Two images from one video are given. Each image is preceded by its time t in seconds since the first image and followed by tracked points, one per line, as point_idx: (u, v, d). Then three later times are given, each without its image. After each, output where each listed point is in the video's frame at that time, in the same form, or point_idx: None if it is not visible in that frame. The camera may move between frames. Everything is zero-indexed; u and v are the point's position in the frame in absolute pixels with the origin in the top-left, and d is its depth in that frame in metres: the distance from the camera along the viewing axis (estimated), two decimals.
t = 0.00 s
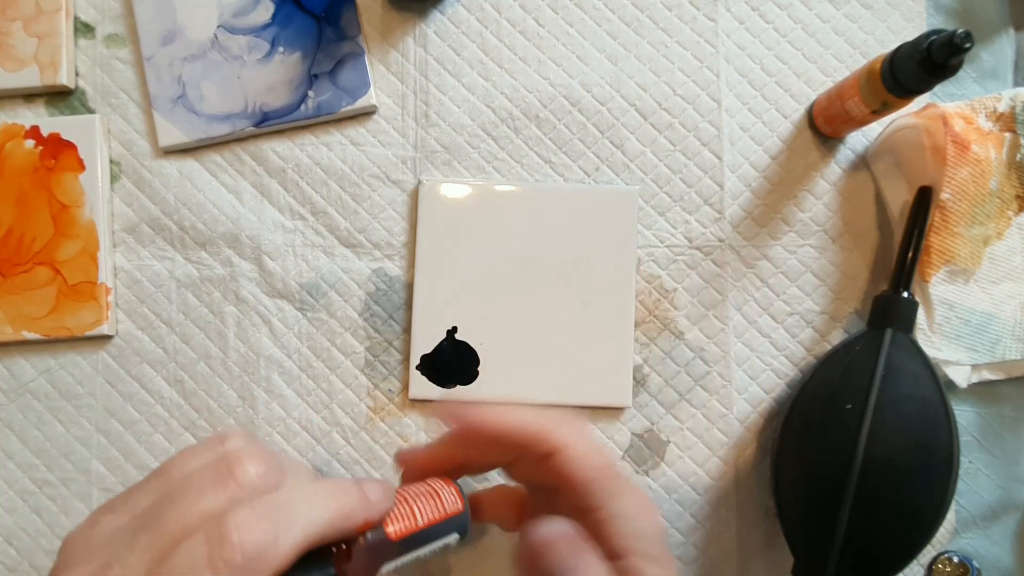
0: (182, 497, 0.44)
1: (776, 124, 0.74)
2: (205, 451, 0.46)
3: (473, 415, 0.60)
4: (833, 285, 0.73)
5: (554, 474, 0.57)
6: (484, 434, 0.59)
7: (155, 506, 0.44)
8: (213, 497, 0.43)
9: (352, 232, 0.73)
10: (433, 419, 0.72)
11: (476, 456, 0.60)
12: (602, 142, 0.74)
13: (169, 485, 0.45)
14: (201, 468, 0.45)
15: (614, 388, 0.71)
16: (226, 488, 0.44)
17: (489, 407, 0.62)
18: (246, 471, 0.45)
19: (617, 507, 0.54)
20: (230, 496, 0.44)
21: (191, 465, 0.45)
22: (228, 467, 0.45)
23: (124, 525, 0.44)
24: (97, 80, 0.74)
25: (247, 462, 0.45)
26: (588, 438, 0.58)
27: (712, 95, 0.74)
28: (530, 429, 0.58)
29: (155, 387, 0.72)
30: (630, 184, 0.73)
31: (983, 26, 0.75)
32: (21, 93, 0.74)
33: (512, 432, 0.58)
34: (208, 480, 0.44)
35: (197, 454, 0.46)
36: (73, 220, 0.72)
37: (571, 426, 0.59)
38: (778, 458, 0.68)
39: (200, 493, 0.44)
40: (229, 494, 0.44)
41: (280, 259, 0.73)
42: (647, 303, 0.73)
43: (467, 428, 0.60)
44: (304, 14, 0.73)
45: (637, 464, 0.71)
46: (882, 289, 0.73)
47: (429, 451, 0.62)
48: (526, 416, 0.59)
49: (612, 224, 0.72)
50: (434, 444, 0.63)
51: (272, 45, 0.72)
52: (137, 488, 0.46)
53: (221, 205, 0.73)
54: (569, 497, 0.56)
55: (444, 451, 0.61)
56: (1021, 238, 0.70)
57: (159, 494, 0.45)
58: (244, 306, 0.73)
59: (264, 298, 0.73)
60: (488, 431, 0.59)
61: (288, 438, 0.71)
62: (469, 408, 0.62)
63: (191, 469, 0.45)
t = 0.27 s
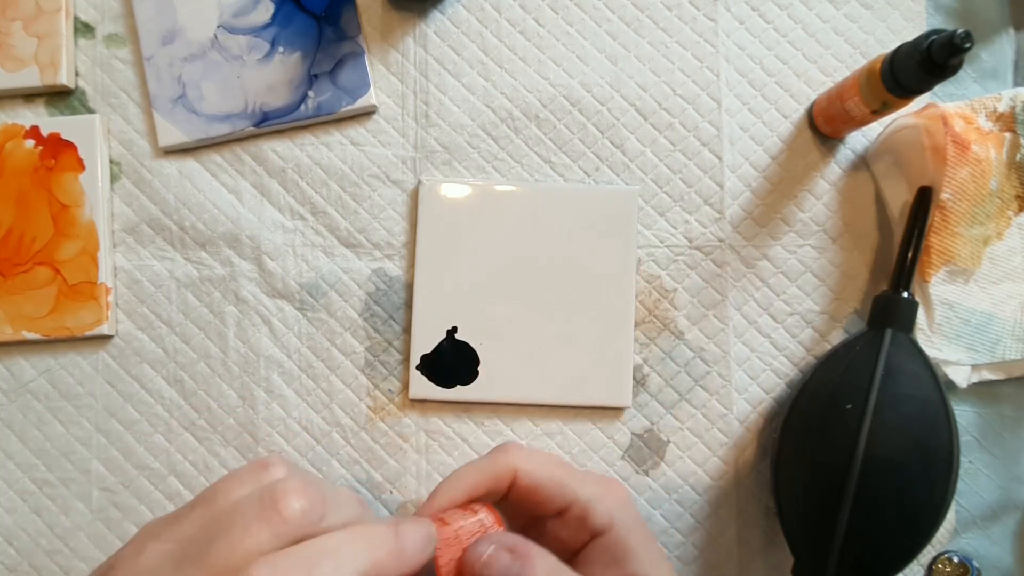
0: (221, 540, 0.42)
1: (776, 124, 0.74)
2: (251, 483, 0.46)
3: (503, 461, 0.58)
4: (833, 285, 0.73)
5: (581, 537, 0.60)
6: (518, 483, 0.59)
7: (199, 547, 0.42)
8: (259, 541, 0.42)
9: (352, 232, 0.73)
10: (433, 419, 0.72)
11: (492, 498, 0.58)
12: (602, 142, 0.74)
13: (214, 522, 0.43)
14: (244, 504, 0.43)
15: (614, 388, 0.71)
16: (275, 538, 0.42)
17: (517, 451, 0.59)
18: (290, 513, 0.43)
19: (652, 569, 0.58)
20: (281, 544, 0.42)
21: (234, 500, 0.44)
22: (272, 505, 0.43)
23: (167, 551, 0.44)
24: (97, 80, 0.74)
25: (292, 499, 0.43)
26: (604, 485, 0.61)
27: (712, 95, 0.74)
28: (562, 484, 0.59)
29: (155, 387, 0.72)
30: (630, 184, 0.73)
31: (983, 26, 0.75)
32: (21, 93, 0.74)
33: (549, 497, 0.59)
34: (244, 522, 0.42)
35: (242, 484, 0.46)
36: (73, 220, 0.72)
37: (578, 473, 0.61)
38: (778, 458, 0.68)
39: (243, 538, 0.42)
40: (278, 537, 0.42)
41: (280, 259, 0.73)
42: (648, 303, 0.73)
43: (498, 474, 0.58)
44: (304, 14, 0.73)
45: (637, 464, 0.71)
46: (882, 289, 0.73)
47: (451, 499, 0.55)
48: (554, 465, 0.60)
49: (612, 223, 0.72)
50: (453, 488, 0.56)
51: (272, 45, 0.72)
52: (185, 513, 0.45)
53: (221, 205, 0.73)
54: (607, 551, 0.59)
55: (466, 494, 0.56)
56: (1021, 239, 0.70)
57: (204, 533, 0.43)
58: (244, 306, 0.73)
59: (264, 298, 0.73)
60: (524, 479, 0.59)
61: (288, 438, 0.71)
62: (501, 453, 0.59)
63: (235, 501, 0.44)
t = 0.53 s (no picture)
0: (208, 542, 0.39)
1: (776, 124, 0.74)
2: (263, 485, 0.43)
3: (539, 443, 0.55)
4: (833, 285, 0.73)
5: (595, 529, 0.57)
6: (550, 465, 0.55)
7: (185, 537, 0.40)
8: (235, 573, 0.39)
9: (352, 232, 0.73)
10: (433, 419, 0.72)
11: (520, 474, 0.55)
12: (602, 142, 0.74)
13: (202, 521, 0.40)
14: (258, 506, 0.41)
15: (614, 388, 0.71)
16: None
17: (554, 432, 0.56)
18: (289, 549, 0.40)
19: None
20: None
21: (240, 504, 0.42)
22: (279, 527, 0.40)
23: (157, 517, 0.42)
24: (97, 80, 0.74)
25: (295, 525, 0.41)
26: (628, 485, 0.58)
27: (712, 95, 0.74)
28: (590, 476, 0.56)
29: (155, 387, 0.72)
30: (630, 184, 0.73)
31: (983, 26, 0.75)
32: (21, 93, 0.74)
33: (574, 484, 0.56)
34: (231, 532, 0.40)
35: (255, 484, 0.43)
36: (73, 220, 0.72)
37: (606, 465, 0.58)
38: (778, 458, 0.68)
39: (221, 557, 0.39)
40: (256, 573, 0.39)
41: (280, 259, 0.73)
42: (647, 303, 0.73)
43: (533, 453, 0.55)
44: (304, 14, 0.73)
45: (637, 464, 0.71)
46: (882, 289, 0.73)
47: (480, 477, 0.52)
48: (586, 456, 0.57)
49: (612, 224, 0.72)
50: (487, 465, 0.52)
51: (272, 45, 0.72)
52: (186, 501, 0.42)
53: (221, 205, 0.73)
54: (615, 553, 0.56)
55: (496, 473, 0.53)
56: (1022, 239, 0.70)
57: (194, 528, 0.40)
58: (244, 306, 0.73)
59: (264, 298, 0.73)
60: (556, 463, 0.55)
61: (288, 438, 0.71)
62: (537, 432, 0.55)
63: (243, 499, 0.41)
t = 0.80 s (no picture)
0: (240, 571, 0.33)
1: (776, 124, 0.74)
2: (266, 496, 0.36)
3: (549, 440, 0.55)
4: (833, 285, 0.73)
5: (604, 523, 0.58)
6: (561, 461, 0.56)
7: (214, 562, 0.34)
8: None
9: (352, 233, 0.73)
10: (433, 419, 0.72)
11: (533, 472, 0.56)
12: (602, 142, 0.74)
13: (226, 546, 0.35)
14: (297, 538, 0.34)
15: (614, 388, 0.71)
16: None
17: (564, 427, 0.56)
18: None
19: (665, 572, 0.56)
20: None
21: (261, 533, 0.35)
22: None
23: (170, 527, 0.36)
24: (97, 80, 0.74)
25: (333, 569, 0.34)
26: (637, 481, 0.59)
27: (712, 95, 0.74)
28: (601, 472, 0.56)
29: (155, 387, 0.72)
30: (630, 184, 0.73)
31: (983, 26, 0.75)
32: (21, 93, 0.74)
33: (584, 480, 0.56)
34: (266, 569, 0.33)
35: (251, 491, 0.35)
36: (73, 220, 0.72)
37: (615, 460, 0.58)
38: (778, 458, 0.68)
39: None
40: None
41: (280, 259, 0.73)
42: (648, 303, 0.73)
43: (545, 452, 0.55)
44: (304, 14, 0.73)
45: (637, 464, 0.71)
46: (881, 289, 0.73)
47: (493, 479, 0.52)
48: (598, 451, 0.57)
49: (612, 223, 0.72)
50: (499, 469, 0.53)
51: (272, 45, 0.72)
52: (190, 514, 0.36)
53: (221, 205, 0.73)
54: (624, 547, 0.57)
55: (509, 475, 0.53)
56: (1022, 239, 0.70)
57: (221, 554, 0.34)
58: (244, 306, 0.73)
59: (264, 298, 0.73)
60: (567, 459, 0.56)
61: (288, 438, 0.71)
62: (545, 427, 0.55)
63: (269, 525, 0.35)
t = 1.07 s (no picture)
0: (211, 528, 0.39)
1: (776, 124, 0.74)
2: (264, 445, 0.43)
3: (569, 432, 0.55)
4: (833, 285, 0.73)
5: (616, 517, 0.58)
6: (579, 453, 0.56)
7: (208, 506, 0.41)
8: (248, 563, 0.38)
9: (352, 233, 0.73)
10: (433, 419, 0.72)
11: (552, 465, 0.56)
12: (602, 142, 0.74)
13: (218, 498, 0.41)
14: (256, 484, 0.39)
15: (614, 388, 0.71)
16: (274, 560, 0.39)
17: (584, 420, 0.56)
18: (296, 522, 0.39)
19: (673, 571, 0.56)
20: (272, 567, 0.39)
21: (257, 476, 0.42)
22: (279, 508, 0.38)
23: (175, 492, 0.44)
24: (97, 80, 0.74)
25: (298, 496, 0.39)
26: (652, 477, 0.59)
27: (712, 95, 0.74)
28: (618, 466, 0.56)
29: (155, 387, 0.72)
30: (630, 184, 0.73)
31: (983, 26, 0.75)
32: (20, 93, 0.74)
33: (601, 473, 0.56)
34: (234, 518, 0.38)
35: (255, 444, 0.43)
36: (73, 220, 0.72)
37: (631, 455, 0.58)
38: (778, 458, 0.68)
39: (221, 547, 0.38)
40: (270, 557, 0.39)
41: (280, 259, 0.73)
42: (647, 303, 0.73)
43: (564, 444, 0.55)
44: (304, 14, 0.73)
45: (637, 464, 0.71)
46: (881, 289, 0.73)
47: (513, 470, 0.52)
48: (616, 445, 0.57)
49: (612, 223, 0.72)
50: (520, 461, 0.53)
51: (272, 45, 0.72)
52: (197, 471, 0.43)
53: (221, 205, 0.73)
54: (634, 541, 0.57)
55: (529, 467, 0.53)
56: (1022, 239, 0.70)
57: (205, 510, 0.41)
58: (244, 306, 0.73)
59: (264, 298, 0.73)
60: (585, 453, 0.56)
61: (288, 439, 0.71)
62: (565, 420, 0.55)
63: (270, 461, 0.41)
